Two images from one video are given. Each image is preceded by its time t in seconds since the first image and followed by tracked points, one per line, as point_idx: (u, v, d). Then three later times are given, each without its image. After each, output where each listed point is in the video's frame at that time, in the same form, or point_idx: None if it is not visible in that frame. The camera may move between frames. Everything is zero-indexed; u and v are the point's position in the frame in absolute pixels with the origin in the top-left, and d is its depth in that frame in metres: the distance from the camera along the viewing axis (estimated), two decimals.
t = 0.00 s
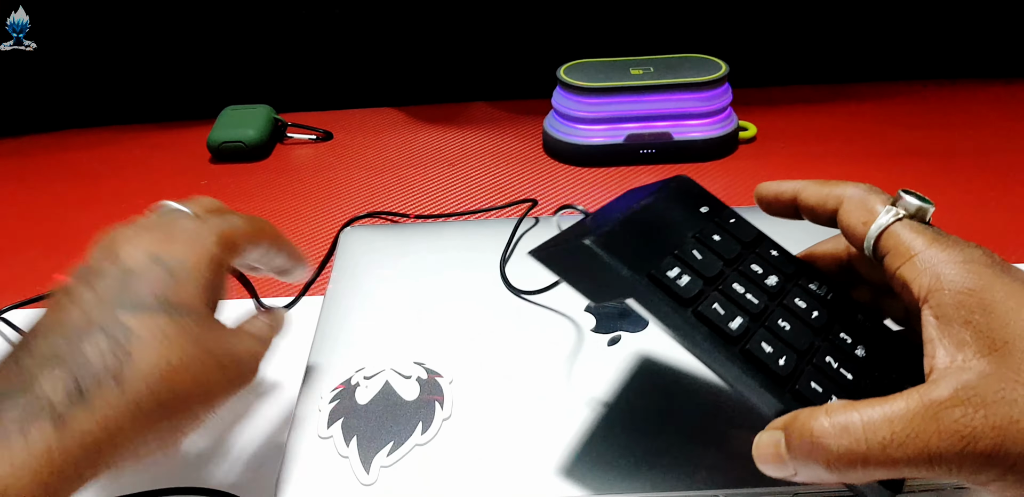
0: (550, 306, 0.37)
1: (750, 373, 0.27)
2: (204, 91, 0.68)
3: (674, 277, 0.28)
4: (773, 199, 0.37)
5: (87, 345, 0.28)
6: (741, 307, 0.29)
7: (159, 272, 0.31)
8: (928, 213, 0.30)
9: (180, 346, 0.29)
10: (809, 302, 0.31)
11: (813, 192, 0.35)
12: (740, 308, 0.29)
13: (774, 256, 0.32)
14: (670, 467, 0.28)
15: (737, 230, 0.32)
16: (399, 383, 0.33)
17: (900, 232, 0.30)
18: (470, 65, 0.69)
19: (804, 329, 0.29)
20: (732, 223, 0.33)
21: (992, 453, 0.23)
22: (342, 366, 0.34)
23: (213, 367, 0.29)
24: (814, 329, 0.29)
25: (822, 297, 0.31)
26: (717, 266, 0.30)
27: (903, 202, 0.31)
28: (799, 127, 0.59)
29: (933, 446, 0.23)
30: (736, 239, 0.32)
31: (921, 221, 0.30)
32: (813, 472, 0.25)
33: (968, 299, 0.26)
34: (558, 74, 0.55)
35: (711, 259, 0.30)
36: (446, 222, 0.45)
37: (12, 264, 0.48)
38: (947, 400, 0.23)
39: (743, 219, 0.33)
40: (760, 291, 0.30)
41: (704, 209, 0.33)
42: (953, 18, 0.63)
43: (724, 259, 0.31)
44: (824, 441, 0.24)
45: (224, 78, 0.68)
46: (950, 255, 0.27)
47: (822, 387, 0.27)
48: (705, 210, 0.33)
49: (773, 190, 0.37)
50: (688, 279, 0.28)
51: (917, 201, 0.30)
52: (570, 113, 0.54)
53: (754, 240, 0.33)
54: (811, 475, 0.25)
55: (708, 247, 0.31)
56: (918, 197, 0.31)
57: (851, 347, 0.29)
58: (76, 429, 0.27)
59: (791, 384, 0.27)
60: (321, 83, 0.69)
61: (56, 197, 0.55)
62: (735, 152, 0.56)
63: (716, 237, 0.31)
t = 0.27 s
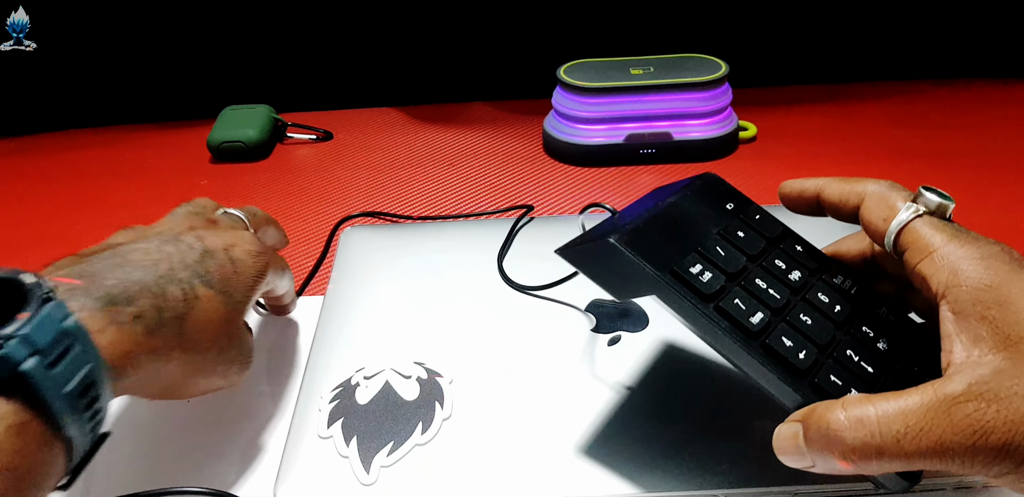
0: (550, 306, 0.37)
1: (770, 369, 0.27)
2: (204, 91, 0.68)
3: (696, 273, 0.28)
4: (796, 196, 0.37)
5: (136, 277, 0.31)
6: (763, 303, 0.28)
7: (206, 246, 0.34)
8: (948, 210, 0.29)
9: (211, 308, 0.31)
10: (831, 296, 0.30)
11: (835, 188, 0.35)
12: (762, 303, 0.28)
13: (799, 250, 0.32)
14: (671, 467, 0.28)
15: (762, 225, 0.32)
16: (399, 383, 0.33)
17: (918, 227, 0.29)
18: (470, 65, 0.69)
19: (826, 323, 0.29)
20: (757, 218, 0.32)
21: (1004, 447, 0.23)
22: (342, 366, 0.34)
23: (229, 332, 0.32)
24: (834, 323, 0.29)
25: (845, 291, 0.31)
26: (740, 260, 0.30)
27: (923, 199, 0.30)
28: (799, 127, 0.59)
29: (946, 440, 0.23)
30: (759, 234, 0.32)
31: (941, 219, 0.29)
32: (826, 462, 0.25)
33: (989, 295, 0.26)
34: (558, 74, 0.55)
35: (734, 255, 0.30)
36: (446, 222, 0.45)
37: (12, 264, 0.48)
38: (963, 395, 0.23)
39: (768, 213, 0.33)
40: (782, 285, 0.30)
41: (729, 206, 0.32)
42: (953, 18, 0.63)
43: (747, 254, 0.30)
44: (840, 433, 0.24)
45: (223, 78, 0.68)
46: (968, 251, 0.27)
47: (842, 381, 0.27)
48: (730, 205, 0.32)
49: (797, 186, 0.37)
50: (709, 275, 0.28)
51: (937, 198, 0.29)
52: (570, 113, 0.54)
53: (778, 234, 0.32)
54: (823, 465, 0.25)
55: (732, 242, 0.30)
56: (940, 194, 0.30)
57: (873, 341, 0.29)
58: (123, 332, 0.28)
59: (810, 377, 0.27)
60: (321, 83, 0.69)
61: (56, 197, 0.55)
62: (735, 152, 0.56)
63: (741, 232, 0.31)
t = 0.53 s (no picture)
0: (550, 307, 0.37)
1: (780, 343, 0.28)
2: (204, 91, 0.68)
3: (713, 254, 0.30)
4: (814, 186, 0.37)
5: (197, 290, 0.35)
6: (779, 283, 0.30)
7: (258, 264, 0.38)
8: (956, 195, 0.30)
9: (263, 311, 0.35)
10: (851, 279, 0.31)
11: (848, 177, 0.35)
12: (778, 284, 0.30)
13: (821, 235, 0.33)
14: (671, 467, 0.28)
15: (785, 211, 0.33)
16: (399, 383, 0.33)
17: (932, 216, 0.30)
18: (469, 65, 0.69)
19: (841, 304, 0.30)
20: (780, 205, 0.34)
21: (998, 422, 0.22)
22: (343, 366, 0.34)
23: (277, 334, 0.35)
24: (851, 304, 0.30)
25: (865, 274, 0.31)
26: (759, 245, 0.31)
27: (931, 185, 0.30)
28: (799, 127, 0.59)
29: (939, 413, 0.23)
30: (783, 220, 0.33)
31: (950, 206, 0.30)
32: (826, 434, 0.25)
33: (990, 275, 0.26)
34: (558, 74, 0.55)
35: (754, 238, 0.31)
36: (446, 222, 0.45)
37: (12, 264, 0.48)
38: (958, 370, 0.23)
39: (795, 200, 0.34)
40: (800, 267, 0.31)
41: (755, 192, 0.34)
42: (952, 18, 0.63)
43: (768, 238, 0.32)
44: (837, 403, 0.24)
45: (223, 78, 0.68)
46: (976, 238, 0.28)
47: (853, 359, 0.28)
48: (756, 193, 0.34)
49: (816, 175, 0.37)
50: (727, 255, 0.30)
51: (945, 183, 0.30)
52: (570, 113, 0.54)
53: (803, 220, 0.33)
54: (825, 438, 0.26)
55: (753, 227, 0.32)
56: (949, 181, 0.31)
57: (888, 321, 0.29)
58: (181, 329, 0.32)
59: (820, 353, 0.28)
60: (321, 83, 0.69)
61: (56, 197, 0.55)
62: (735, 152, 0.56)
63: (763, 217, 0.32)
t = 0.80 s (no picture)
0: (550, 307, 0.37)
1: (795, 342, 0.28)
2: (204, 90, 0.68)
3: (735, 255, 0.30)
4: (843, 198, 0.35)
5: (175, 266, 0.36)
6: (800, 284, 0.30)
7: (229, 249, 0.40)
8: (968, 204, 0.29)
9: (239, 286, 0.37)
10: (877, 281, 0.30)
11: (871, 187, 0.34)
12: (799, 285, 0.30)
13: (854, 238, 0.32)
14: (670, 467, 0.29)
15: (819, 215, 0.33)
16: (399, 383, 0.33)
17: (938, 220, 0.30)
18: (469, 65, 0.69)
19: (862, 306, 0.29)
20: (817, 209, 0.34)
21: (981, 426, 0.23)
22: (343, 366, 0.34)
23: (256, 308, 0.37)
24: (872, 306, 0.29)
25: (893, 277, 0.30)
26: (786, 247, 0.31)
27: (946, 196, 0.30)
28: (799, 128, 0.59)
29: (925, 414, 0.24)
30: (816, 223, 0.33)
31: (961, 212, 0.30)
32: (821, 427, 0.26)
33: (988, 283, 0.26)
34: (558, 74, 0.55)
35: (781, 241, 0.31)
36: (446, 222, 0.45)
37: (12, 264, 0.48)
38: (948, 373, 0.24)
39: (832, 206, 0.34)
40: (824, 269, 0.31)
41: (792, 196, 0.34)
42: (952, 18, 0.63)
43: (796, 241, 0.32)
44: (831, 399, 0.25)
45: (223, 78, 0.68)
46: (978, 241, 0.28)
47: (869, 363, 0.27)
48: (792, 198, 0.34)
49: (843, 186, 0.35)
50: (749, 257, 0.30)
51: (956, 193, 0.29)
52: (570, 113, 0.54)
53: (837, 223, 0.33)
54: (821, 430, 0.27)
55: (783, 230, 0.32)
56: (962, 188, 0.30)
57: (909, 325, 0.29)
58: (165, 298, 0.34)
59: (831, 353, 0.28)
60: (321, 83, 0.69)
61: (56, 198, 0.55)
62: (735, 153, 0.56)
63: (794, 221, 0.32)
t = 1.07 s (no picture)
0: (551, 307, 0.37)
1: (785, 363, 0.28)
2: (204, 89, 0.68)
3: (725, 276, 0.30)
4: (832, 215, 0.34)
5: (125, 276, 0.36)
6: (789, 303, 0.30)
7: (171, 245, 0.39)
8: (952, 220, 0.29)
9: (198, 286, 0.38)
10: (868, 298, 0.30)
11: (858, 203, 0.33)
12: (789, 304, 0.30)
13: (846, 254, 0.32)
14: (670, 467, 0.29)
15: (810, 231, 0.33)
16: (399, 383, 0.33)
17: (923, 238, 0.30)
18: (469, 65, 0.69)
19: (854, 323, 0.29)
20: (807, 223, 0.33)
21: (966, 447, 0.23)
22: (343, 366, 0.34)
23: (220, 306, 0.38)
24: (864, 322, 0.29)
25: (884, 292, 0.30)
26: (776, 266, 0.31)
27: (929, 214, 0.29)
28: (799, 127, 0.59)
29: (910, 435, 0.24)
30: (807, 239, 0.33)
31: (944, 229, 0.29)
32: (810, 447, 0.26)
33: (971, 303, 0.26)
34: (558, 74, 0.55)
35: (771, 259, 0.31)
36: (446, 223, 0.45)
37: (12, 264, 0.48)
38: (932, 394, 0.24)
39: (823, 220, 0.34)
40: (815, 287, 0.31)
41: (784, 212, 0.34)
42: (952, 18, 0.63)
43: (786, 259, 0.32)
44: (818, 419, 0.25)
45: (223, 78, 0.68)
46: (963, 259, 0.28)
47: (860, 381, 0.27)
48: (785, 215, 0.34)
49: (832, 203, 0.34)
50: (739, 278, 0.30)
51: (941, 210, 0.29)
52: (570, 113, 0.54)
53: (829, 237, 0.33)
54: (809, 449, 0.27)
55: (774, 248, 0.32)
56: (945, 205, 0.30)
57: (902, 340, 0.29)
58: (133, 312, 0.34)
59: (822, 372, 0.28)
60: (321, 83, 0.69)
61: (56, 198, 0.55)
62: (735, 152, 0.56)
63: (784, 238, 0.32)
